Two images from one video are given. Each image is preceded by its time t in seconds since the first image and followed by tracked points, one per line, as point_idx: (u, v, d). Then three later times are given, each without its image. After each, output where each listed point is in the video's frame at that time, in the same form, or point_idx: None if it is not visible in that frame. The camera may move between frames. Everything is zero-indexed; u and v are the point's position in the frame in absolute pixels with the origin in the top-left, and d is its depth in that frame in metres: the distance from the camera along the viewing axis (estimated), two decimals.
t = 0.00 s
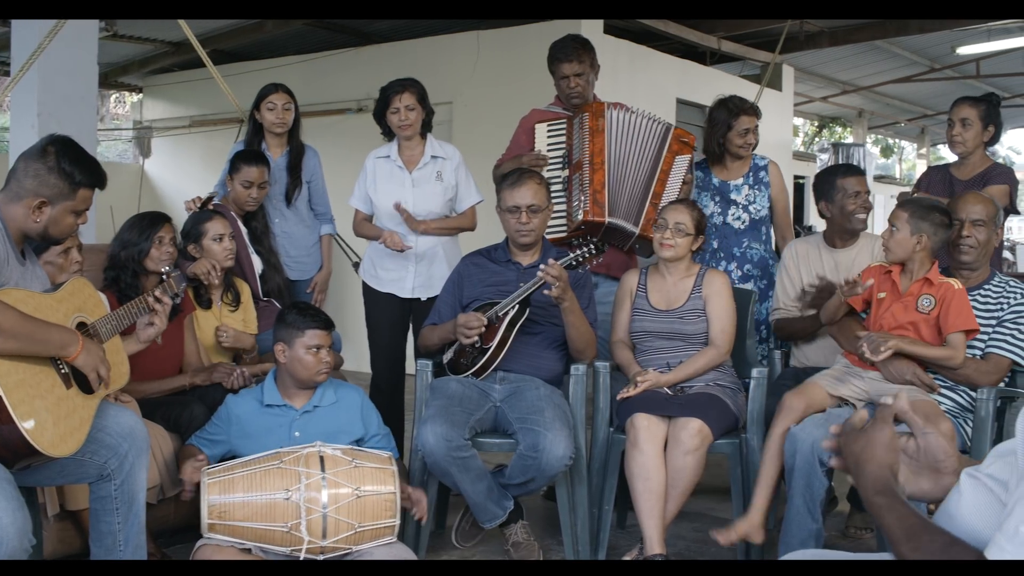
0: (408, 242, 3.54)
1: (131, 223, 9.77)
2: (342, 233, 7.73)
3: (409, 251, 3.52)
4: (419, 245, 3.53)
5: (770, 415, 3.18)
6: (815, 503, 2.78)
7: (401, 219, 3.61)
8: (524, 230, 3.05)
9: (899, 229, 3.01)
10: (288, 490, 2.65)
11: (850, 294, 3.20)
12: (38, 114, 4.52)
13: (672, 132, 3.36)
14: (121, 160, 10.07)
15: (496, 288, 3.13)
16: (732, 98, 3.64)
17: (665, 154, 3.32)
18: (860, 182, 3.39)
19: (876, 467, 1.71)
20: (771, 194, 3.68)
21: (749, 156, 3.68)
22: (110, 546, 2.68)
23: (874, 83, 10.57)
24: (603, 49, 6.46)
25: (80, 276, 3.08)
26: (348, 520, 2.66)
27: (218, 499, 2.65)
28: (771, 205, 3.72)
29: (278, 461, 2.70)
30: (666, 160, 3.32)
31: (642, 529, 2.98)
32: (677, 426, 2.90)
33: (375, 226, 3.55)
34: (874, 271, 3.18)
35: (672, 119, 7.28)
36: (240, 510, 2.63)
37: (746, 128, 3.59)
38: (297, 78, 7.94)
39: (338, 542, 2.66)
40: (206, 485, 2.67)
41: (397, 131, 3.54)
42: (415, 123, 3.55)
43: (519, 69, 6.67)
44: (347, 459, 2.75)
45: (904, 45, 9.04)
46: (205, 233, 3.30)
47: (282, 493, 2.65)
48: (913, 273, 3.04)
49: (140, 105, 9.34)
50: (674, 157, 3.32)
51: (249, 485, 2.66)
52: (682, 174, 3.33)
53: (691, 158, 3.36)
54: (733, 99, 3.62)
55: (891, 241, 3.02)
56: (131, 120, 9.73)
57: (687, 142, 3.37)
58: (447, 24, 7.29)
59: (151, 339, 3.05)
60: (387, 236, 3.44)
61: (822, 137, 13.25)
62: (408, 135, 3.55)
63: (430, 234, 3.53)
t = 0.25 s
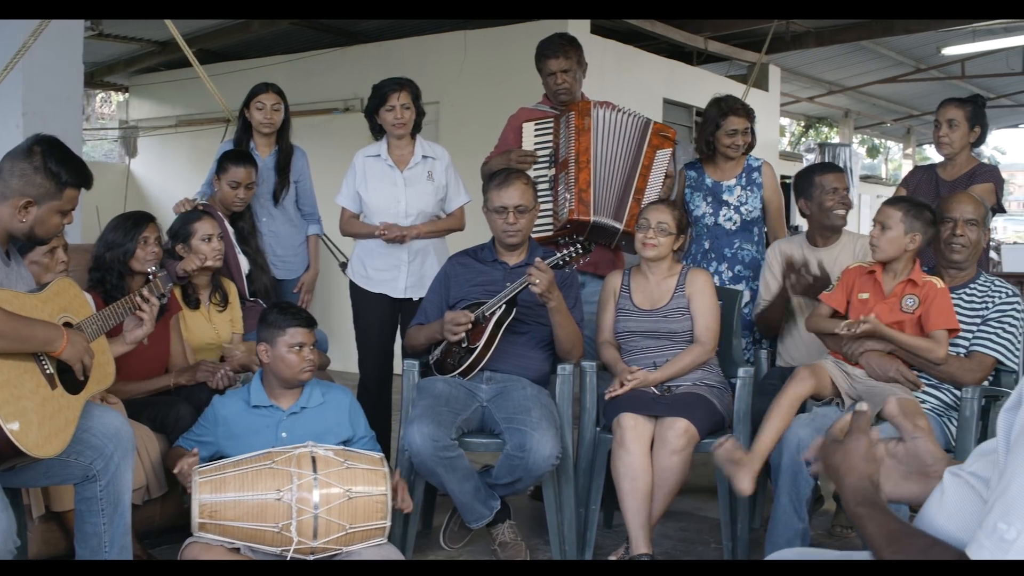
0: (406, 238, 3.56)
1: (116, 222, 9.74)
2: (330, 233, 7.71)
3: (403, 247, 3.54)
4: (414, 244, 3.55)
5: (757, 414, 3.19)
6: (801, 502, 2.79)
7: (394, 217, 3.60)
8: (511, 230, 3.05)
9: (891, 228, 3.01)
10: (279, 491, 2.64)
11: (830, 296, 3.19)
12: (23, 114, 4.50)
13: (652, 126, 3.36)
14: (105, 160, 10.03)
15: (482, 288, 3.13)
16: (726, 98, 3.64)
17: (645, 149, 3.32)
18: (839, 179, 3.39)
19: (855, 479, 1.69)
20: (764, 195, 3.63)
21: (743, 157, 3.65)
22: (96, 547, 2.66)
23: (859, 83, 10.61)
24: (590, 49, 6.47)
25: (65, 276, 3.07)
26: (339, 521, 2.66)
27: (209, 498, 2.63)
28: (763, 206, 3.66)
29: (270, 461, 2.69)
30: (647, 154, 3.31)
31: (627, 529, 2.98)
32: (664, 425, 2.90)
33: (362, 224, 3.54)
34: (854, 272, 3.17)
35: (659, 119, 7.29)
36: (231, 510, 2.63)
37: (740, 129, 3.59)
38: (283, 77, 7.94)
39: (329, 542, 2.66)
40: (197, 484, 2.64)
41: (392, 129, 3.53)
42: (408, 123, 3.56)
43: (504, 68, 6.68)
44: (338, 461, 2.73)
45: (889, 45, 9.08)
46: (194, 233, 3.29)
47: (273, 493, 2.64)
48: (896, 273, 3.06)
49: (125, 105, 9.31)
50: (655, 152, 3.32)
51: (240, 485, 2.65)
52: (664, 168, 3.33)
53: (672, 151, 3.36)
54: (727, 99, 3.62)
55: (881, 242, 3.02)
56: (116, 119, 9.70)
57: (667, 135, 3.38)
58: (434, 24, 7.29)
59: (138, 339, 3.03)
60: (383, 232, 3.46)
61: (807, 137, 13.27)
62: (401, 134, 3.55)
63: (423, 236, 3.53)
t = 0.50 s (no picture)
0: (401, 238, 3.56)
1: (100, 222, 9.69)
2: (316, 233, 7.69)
3: (396, 249, 3.53)
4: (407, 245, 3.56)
5: (742, 414, 3.20)
6: (785, 501, 2.81)
7: (386, 217, 3.59)
8: (497, 230, 3.05)
9: (860, 232, 3.04)
10: (263, 491, 2.63)
11: (805, 301, 3.18)
12: (5, 113, 4.48)
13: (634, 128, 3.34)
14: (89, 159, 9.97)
15: (467, 288, 3.13)
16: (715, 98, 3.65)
17: (628, 153, 3.32)
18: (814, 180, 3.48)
19: (842, 483, 1.69)
20: (752, 194, 3.62)
21: (732, 156, 3.65)
22: (79, 549, 2.64)
23: (845, 83, 10.64)
24: (576, 49, 6.48)
25: (50, 276, 3.05)
26: (323, 521, 2.66)
27: (192, 500, 2.62)
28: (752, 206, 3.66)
29: (253, 461, 2.68)
30: (630, 158, 3.31)
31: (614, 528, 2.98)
32: (649, 425, 2.90)
33: (351, 224, 3.53)
34: (827, 276, 3.17)
35: (645, 119, 7.31)
36: (215, 511, 2.62)
37: (723, 127, 3.59)
38: (269, 77, 7.93)
39: (314, 542, 2.66)
40: (179, 486, 2.64)
41: (389, 128, 3.52)
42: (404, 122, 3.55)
43: (490, 67, 6.68)
44: (322, 460, 2.73)
45: (875, 46, 9.12)
46: (182, 233, 3.28)
47: (257, 493, 2.63)
48: (870, 274, 3.08)
49: (110, 104, 9.28)
50: (638, 155, 3.31)
51: (223, 486, 2.64)
52: (647, 171, 3.32)
53: (655, 154, 3.35)
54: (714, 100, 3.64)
55: (853, 241, 3.05)
56: (100, 119, 9.65)
57: (650, 137, 3.37)
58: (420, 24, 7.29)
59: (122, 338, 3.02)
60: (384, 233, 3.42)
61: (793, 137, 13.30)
62: (395, 133, 3.54)
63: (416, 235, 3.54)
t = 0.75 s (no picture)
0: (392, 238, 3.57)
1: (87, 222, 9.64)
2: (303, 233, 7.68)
3: (388, 249, 3.54)
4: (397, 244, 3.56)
5: (730, 413, 3.20)
6: (781, 503, 2.80)
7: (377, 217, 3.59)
8: (485, 230, 3.05)
9: (835, 229, 3.09)
10: (251, 488, 2.63)
11: (788, 309, 3.21)
12: None
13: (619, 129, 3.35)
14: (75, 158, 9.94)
15: (455, 288, 3.13)
16: (701, 97, 3.66)
17: (612, 154, 3.32)
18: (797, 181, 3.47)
19: (822, 483, 1.69)
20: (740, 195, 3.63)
21: (720, 156, 3.65)
22: (66, 549, 2.64)
23: (831, 83, 10.67)
24: (564, 49, 6.49)
25: (35, 276, 3.03)
26: (312, 515, 2.65)
27: (180, 497, 2.61)
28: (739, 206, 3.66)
29: (241, 458, 2.68)
30: (614, 159, 3.32)
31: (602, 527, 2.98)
32: (637, 425, 2.90)
33: (340, 224, 3.53)
34: (805, 281, 3.21)
35: (632, 119, 7.32)
36: (203, 508, 2.60)
37: (708, 124, 3.59)
38: (258, 76, 7.90)
39: (301, 539, 2.65)
40: (168, 484, 2.63)
41: (381, 127, 3.51)
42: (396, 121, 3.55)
43: (479, 67, 6.69)
44: (310, 456, 2.73)
45: (862, 46, 9.16)
46: (168, 233, 3.28)
47: (245, 490, 2.63)
48: (848, 272, 3.12)
49: (97, 103, 9.24)
50: (622, 156, 3.33)
51: (211, 483, 2.63)
52: (630, 171, 3.35)
53: (638, 154, 3.37)
54: (700, 98, 3.65)
55: (828, 239, 3.10)
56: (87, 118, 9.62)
57: (633, 138, 3.38)
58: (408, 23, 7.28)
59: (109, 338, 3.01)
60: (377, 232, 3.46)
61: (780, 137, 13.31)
62: (386, 133, 3.54)
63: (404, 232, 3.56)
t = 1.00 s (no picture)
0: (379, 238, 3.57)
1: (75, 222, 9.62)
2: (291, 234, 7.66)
3: (376, 249, 3.54)
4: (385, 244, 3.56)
5: (718, 412, 3.20)
6: (768, 500, 2.81)
7: (366, 217, 3.58)
8: (475, 230, 3.05)
9: (821, 228, 3.12)
10: (239, 488, 2.62)
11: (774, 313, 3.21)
12: None
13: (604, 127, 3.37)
14: (63, 158, 9.91)
15: (443, 288, 3.13)
16: (689, 97, 3.67)
17: (597, 152, 3.33)
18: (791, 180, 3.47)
19: (813, 485, 1.67)
20: (728, 194, 3.63)
21: (708, 156, 3.66)
22: (52, 551, 2.62)
23: (820, 83, 10.69)
24: (552, 49, 6.49)
25: (22, 276, 3.02)
26: (300, 516, 2.65)
27: (168, 498, 2.60)
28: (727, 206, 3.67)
29: (229, 459, 2.67)
30: (599, 157, 3.33)
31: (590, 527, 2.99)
32: (625, 424, 2.90)
33: (329, 223, 3.53)
34: (788, 282, 3.21)
35: (621, 119, 7.32)
36: (191, 509, 2.59)
37: (695, 123, 3.59)
38: (246, 76, 7.89)
39: (290, 539, 2.65)
40: (156, 484, 2.62)
41: (370, 127, 3.51)
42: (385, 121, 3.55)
43: (467, 67, 6.69)
44: (298, 457, 2.72)
45: (850, 46, 9.18)
46: (155, 233, 3.27)
47: (233, 490, 2.62)
48: (828, 269, 3.15)
49: (85, 103, 9.22)
50: (607, 154, 3.34)
51: (199, 484, 2.62)
52: (616, 169, 3.37)
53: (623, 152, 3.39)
54: (688, 98, 3.66)
55: (813, 238, 3.13)
56: (75, 118, 9.59)
57: (618, 136, 3.40)
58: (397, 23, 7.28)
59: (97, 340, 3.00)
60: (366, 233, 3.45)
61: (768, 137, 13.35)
62: (374, 132, 3.53)
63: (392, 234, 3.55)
